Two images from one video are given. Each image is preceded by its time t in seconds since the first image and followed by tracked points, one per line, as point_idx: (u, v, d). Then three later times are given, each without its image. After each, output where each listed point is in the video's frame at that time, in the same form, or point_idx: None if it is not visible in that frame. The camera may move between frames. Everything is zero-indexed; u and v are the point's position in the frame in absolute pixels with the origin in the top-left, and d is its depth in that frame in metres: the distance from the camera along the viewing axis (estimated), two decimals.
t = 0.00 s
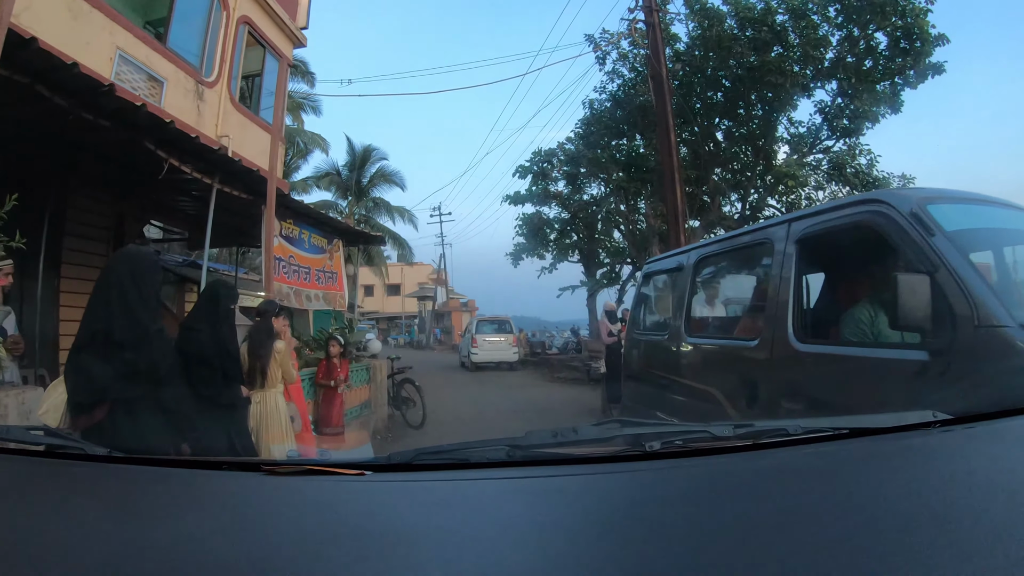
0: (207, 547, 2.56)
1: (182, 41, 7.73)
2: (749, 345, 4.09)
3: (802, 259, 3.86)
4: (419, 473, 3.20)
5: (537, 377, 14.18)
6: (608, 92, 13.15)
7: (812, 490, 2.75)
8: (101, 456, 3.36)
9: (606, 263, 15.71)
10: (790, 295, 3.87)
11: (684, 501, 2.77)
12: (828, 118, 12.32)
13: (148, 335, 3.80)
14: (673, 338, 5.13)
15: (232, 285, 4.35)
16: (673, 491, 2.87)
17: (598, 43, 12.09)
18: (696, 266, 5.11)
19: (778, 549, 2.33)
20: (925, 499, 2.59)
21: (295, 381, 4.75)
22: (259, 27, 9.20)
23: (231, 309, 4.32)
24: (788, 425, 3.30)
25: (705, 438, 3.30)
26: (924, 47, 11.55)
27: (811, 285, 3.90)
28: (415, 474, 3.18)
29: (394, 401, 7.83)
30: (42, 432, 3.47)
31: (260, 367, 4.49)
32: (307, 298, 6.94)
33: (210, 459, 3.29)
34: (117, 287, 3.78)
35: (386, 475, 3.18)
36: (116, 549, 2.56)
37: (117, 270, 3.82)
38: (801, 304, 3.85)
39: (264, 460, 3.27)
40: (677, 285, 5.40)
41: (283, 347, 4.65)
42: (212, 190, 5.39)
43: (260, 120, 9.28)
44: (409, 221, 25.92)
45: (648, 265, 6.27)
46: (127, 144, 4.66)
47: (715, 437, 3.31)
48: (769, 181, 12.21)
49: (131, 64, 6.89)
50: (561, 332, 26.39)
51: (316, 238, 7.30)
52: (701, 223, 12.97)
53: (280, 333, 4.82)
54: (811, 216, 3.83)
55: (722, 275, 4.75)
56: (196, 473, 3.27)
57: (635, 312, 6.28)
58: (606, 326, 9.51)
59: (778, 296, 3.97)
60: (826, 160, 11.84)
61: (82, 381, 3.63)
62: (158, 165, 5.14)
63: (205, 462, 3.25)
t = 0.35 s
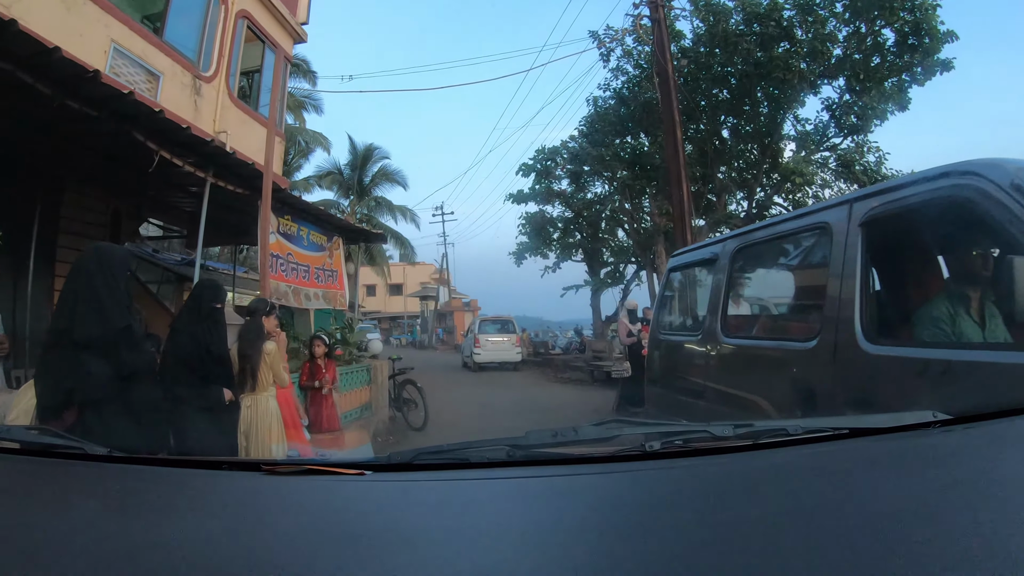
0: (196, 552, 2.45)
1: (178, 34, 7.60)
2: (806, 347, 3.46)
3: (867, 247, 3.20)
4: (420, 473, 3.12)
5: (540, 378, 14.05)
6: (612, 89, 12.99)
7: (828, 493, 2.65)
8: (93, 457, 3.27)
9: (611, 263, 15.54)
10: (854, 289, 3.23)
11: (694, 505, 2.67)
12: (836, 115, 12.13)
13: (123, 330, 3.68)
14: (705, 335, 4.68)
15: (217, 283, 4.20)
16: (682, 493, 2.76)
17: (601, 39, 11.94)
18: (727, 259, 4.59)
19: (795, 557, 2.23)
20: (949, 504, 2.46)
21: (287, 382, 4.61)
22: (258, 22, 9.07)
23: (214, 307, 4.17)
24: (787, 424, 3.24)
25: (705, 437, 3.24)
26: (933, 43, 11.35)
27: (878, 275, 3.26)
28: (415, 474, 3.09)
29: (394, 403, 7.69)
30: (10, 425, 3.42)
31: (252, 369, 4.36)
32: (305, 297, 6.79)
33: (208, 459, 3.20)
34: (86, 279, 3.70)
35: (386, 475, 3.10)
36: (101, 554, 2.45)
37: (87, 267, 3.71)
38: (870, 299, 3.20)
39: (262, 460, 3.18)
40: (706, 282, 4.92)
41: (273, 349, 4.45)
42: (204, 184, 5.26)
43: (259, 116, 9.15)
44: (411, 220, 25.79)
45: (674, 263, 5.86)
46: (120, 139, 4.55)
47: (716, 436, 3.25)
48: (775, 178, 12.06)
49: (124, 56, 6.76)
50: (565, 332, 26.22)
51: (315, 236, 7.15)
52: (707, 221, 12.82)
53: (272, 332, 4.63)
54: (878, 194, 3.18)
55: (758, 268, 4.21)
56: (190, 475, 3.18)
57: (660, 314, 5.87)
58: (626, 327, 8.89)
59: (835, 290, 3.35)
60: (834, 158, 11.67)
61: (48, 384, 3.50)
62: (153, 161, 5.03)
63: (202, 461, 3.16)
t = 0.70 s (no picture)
0: (188, 557, 2.34)
1: (175, 28, 7.47)
2: (891, 345, 3.03)
3: (971, 221, 2.73)
4: (418, 472, 3.09)
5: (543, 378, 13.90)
6: (616, 86, 12.81)
7: (846, 496, 2.60)
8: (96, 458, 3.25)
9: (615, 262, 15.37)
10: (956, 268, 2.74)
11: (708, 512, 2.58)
12: (843, 113, 11.93)
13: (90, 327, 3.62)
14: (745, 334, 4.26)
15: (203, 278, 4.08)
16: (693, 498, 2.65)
17: (605, 36, 11.75)
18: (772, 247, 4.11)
19: (816, 563, 2.15)
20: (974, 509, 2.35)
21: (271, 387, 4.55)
22: (256, 17, 8.94)
23: (200, 304, 4.03)
24: (788, 425, 3.25)
25: (706, 437, 3.25)
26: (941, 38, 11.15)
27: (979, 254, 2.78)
28: (415, 474, 3.07)
29: (394, 403, 7.59)
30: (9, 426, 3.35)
31: (239, 372, 4.23)
32: (303, 296, 6.65)
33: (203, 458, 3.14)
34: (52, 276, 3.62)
35: (385, 474, 3.06)
36: (88, 559, 2.34)
37: (54, 264, 3.64)
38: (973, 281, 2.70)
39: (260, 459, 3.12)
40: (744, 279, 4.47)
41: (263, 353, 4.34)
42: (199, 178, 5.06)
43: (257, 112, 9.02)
44: (413, 220, 25.64)
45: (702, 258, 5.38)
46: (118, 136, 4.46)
47: (716, 436, 3.25)
48: (782, 176, 11.90)
49: (118, 49, 6.63)
50: (568, 332, 26.06)
51: (314, 233, 7.02)
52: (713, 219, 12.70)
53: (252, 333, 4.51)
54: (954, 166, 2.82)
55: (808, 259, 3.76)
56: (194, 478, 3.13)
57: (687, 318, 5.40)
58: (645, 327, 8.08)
59: (926, 283, 2.87)
60: (841, 155, 11.49)
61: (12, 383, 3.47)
62: (151, 157, 4.94)
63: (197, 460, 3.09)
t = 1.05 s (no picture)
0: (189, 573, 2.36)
1: (170, 21, 7.35)
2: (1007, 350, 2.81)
3: None
4: (418, 471, 3.32)
5: (546, 378, 13.81)
6: (620, 83, 12.64)
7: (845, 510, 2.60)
8: (103, 462, 3.24)
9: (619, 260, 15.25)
10: None
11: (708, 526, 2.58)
12: (849, 110, 11.66)
13: (57, 328, 3.47)
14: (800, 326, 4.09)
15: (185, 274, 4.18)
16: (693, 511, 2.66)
17: (608, 32, 11.56)
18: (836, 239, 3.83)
19: None
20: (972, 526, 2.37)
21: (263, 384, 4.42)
22: (254, 11, 8.82)
23: (183, 301, 4.13)
24: (788, 426, 3.51)
25: (706, 438, 3.49)
26: (949, 32, 10.88)
27: None
28: (414, 474, 3.30)
29: (395, 405, 7.46)
30: (9, 426, 3.29)
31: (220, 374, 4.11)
32: (300, 294, 6.51)
33: (210, 459, 3.31)
34: (15, 278, 3.46)
35: (386, 474, 3.28)
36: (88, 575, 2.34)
37: (18, 261, 3.50)
38: None
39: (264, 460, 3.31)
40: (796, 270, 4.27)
41: (244, 352, 4.14)
42: (190, 172, 4.92)
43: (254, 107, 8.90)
44: (413, 218, 25.49)
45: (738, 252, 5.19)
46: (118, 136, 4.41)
47: (716, 438, 3.50)
48: (789, 172, 11.79)
49: (113, 43, 6.52)
50: (572, 331, 25.90)
51: (311, 230, 6.88)
52: (719, 217, 12.61)
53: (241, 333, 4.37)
54: (982, 154, 2.98)
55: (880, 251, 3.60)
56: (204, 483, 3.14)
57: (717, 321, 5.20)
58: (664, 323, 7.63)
59: None
60: (849, 152, 11.30)
61: None
62: (151, 156, 4.89)
63: (204, 462, 3.26)
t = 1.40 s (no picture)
0: None
1: (166, 12, 7.24)
2: None
3: None
4: (418, 471, 3.30)
5: (549, 377, 13.69)
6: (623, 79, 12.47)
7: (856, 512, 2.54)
8: (100, 466, 3.15)
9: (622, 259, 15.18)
10: None
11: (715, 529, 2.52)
12: (855, 106, 11.37)
13: (11, 327, 3.37)
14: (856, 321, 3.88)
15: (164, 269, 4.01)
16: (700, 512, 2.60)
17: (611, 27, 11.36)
18: (916, 211, 3.49)
19: None
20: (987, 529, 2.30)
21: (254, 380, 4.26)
22: (251, 4, 8.71)
23: (162, 297, 3.95)
24: (789, 426, 3.58)
25: (708, 437, 3.51)
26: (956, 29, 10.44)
27: None
28: (414, 473, 3.27)
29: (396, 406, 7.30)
30: (10, 426, 3.26)
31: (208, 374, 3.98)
32: (295, 292, 6.37)
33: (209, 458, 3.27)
34: None
35: (386, 474, 3.24)
36: None
37: None
38: None
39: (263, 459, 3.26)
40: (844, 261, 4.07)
41: (230, 350, 3.99)
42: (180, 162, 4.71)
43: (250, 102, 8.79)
44: (414, 217, 25.34)
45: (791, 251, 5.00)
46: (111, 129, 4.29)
47: (717, 437, 3.53)
48: (796, 168, 11.64)
49: (106, 35, 6.40)
50: (573, 330, 25.78)
51: (308, 225, 6.75)
52: (723, 215, 12.49)
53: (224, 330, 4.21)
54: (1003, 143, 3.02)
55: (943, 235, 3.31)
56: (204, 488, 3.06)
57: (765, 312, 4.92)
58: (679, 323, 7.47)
59: None
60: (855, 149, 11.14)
61: None
62: (147, 151, 4.78)
63: (203, 461, 3.21)
